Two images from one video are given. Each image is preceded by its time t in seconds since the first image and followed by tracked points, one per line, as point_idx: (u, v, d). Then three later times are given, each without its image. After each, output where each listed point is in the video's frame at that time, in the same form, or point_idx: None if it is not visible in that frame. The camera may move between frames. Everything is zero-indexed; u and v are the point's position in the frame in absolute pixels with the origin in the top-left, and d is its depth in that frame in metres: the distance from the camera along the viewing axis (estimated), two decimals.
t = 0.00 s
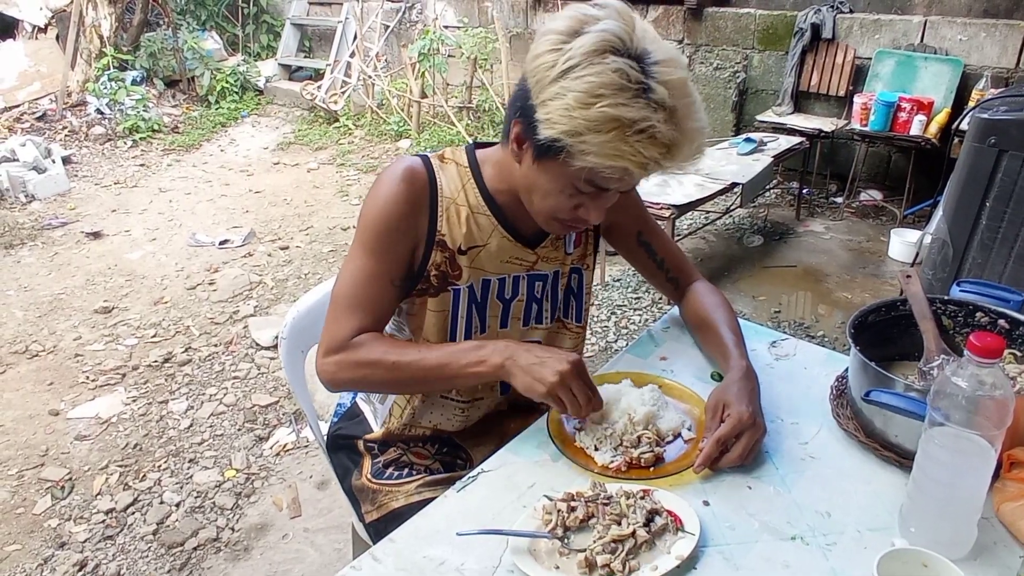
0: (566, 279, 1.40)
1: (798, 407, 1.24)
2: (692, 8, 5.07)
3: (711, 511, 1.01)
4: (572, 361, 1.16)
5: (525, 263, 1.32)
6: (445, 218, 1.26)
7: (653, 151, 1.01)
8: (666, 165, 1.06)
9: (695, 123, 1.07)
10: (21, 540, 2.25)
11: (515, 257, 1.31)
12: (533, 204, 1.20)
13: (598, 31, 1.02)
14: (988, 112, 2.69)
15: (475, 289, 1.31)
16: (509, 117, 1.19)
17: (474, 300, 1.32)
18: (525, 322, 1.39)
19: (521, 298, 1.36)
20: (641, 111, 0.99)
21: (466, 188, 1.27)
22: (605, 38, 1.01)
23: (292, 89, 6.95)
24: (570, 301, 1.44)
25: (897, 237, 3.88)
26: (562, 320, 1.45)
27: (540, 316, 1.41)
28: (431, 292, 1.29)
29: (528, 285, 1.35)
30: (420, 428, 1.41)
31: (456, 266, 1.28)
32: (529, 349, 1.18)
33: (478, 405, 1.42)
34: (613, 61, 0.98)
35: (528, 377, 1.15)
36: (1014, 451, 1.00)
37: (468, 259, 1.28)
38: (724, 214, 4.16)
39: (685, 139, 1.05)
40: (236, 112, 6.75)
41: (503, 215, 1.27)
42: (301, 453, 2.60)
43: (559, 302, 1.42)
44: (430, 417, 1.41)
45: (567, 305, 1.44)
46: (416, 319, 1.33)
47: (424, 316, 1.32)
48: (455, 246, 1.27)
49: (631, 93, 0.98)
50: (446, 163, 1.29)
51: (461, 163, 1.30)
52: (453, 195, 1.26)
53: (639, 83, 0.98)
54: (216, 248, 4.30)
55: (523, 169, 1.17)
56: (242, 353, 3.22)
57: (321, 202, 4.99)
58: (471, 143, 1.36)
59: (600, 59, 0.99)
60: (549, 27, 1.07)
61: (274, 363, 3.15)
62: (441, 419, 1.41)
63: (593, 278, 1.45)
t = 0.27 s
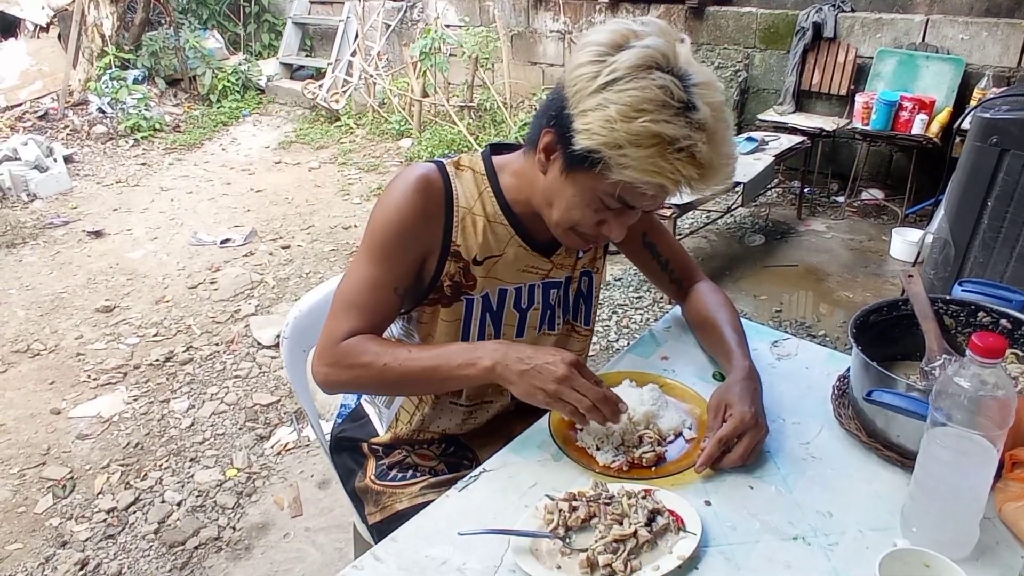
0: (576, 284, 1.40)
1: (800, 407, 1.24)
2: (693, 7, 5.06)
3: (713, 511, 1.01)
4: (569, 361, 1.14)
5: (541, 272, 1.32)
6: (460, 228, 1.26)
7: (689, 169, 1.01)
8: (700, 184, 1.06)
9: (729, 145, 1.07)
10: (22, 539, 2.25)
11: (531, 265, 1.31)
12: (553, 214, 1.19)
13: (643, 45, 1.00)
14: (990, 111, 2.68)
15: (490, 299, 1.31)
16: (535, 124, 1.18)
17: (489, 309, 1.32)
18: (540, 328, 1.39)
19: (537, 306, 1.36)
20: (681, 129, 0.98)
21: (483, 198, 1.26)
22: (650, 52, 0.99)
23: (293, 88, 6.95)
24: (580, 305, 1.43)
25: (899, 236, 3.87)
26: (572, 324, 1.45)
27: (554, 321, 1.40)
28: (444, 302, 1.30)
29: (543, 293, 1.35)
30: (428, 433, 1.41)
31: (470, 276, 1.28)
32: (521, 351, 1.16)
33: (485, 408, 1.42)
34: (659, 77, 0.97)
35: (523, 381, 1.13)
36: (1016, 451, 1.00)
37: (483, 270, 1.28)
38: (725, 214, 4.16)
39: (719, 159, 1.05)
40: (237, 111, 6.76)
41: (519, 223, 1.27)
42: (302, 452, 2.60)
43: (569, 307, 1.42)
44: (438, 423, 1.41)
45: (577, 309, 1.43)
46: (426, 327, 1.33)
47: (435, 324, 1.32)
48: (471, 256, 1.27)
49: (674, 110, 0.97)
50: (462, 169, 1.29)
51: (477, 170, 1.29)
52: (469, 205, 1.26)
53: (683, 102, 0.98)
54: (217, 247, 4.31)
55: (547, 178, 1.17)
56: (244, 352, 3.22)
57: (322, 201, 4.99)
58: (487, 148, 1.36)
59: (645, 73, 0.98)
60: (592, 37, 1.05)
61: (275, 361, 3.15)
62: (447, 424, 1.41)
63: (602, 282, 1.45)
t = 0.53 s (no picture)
0: (580, 288, 1.40)
1: (800, 408, 1.24)
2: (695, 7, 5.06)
3: (713, 511, 1.01)
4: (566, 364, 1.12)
5: (545, 277, 1.32)
6: (464, 235, 1.25)
7: (702, 190, 1.00)
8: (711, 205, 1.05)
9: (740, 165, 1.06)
10: (22, 537, 2.25)
11: (535, 271, 1.31)
12: (560, 224, 1.19)
13: (659, 63, 0.99)
14: (992, 113, 2.67)
15: (494, 305, 1.32)
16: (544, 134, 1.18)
17: (494, 314, 1.33)
18: (543, 332, 1.40)
19: (541, 311, 1.37)
20: (695, 150, 0.97)
21: (487, 203, 1.26)
22: (667, 71, 0.98)
23: (295, 88, 6.95)
24: (583, 308, 1.43)
25: (900, 238, 3.87)
26: (574, 326, 1.45)
27: (556, 326, 1.41)
28: (447, 308, 1.30)
29: (546, 297, 1.35)
30: (430, 435, 1.41)
31: (473, 283, 1.28)
32: (519, 354, 1.16)
33: (487, 410, 1.42)
34: (675, 97, 0.96)
35: (523, 385, 1.13)
36: (1017, 453, 1.00)
37: (487, 276, 1.28)
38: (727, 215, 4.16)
39: (730, 179, 1.05)
40: (239, 110, 6.76)
41: (524, 230, 1.27)
42: (303, 451, 2.60)
43: (572, 311, 1.42)
44: (440, 426, 1.41)
45: (580, 312, 1.44)
46: (428, 331, 1.33)
47: (438, 328, 1.32)
48: (474, 263, 1.27)
49: (688, 131, 0.96)
50: (466, 175, 1.28)
51: (482, 176, 1.29)
52: (473, 211, 1.25)
53: (698, 124, 0.97)
54: (218, 246, 4.31)
55: (554, 189, 1.16)
56: (245, 351, 3.22)
57: (324, 200, 4.99)
58: (492, 151, 1.35)
59: (661, 93, 0.97)
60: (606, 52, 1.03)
61: (276, 360, 3.15)
62: (450, 426, 1.41)
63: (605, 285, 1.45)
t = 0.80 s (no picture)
0: (579, 289, 1.39)
1: (802, 411, 1.24)
2: (699, 10, 5.06)
3: (714, 514, 1.01)
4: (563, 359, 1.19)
5: (542, 278, 1.32)
6: (461, 234, 1.25)
7: (682, 173, 1.00)
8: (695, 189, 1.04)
9: (727, 148, 1.05)
10: (22, 538, 2.25)
11: (533, 271, 1.30)
12: (549, 220, 1.19)
13: (636, 50, 1.00)
14: (996, 117, 2.67)
15: (490, 305, 1.31)
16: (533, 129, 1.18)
17: (491, 315, 1.32)
18: (541, 334, 1.39)
19: (539, 312, 1.36)
20: (673, 131, 0.97)
21: (484, 203, 1.25)
22: (643, 56, 0.99)
23: (297, 90, 6.95)
24: (582, 309, 1.43)
25: (902, 242, 3.87)
26: (573, 327, 1.44)
27: (554, 327, 1.40)
28: (444, 306, 1.30)
29: (544, 298, 1.35)
30: (429, 436, 1.41)
31: (470, 282, 1.28)
32: (519, 348, 1.21)
33: (486, 412, 1.42)
34: (650, 81, 0.96)
35: (523, 372, 1.17)
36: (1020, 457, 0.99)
37: (484, 276, 1.28)
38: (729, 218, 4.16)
39: (715, 163, 1.04)
40: (241, 112, 6.77)
41: (521, 229, 1.26)
42: (304, 453, 2.60)
43: (572, 312, 1.41)
44: (438, 428, 1.40)
45: (579, 313, 1.43)
46: (426, 331, 1.33)
47: (435, 328, 1.32)
48: (471, 262, 1.26)
49: (666, 113, 0.96)
50: (463, 174, 1.28)
51: (479, 175, 1.28)
52: (470, 210, 1.25)
53: (675, 105, 0.97)
54: (220, 247, 4.31)
55: (543, 185, 1.16)
56: (246, 353, 3.22)
57: (326, 202, 4.99)
58: (489, 151, 1.35)
59: (636, 77, 0.97)
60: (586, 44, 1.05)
61: (277, 362, 3.15)
62: (449, 429, 1.41)
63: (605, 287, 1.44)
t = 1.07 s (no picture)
0: (571, 286, 1.39)
1: (798, 411, 1.23)
2: (697, 10, 5.05)
3: (708, 514, 1.01)
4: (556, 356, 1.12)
5: (532, 272, 1.32)
6: (451, 229, 1.25)
7: (652, 128, 1.00)
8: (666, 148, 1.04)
9: (697, 108, 1.06)
10: (17, 538, 2.25)
11: (523, 266, 1.30)
12: (535, 203, 1.17)
13: (599, 16, 1.02)
14: (992, 116, 2.66)
15: (481, 299, 1.31)
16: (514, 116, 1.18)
17: (480, 308, 1.31)
18: (531, 329, 1.38)
19: (528, 307, 1.35)
20: (639, 84, 0.98)
21: (474, 197, 1.25)
22: (606, 21, 1.01)
23: (296, 89, 6.94)
24: (575, 307, 1.42)
25: (900, 241, 3.86)
26: (567, 325, 1.43)
27: (546, 324, 1.39)
28: (434, 301, 1.29)
29: (535, 294, 1.34)
30: (423, 434, 1.41)
31: (461, 276, 1.28)
32: (509, 346, 1.15)
33: (479, 411, 1.41)
34: (612, 40, 0.99)
35: (512, 375, 1.12)
36: (1014, 457, 0.99)
37: (473, 269, 1.28)
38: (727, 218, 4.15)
39: (684, 121, 1.05)
40: (239, 111, 6.76)
41: (510, 223, 1.26)
42: (300, 452, 2.59)
43: (565, 309, 1.41)
44: (432, 426, 1.40)
45: (572, 309, 1.42)
46: (417, 327, 1.33)
47: (426, 324, 1.32)
48: (461, 256, 1.26)
49: (630, 69, 0.98)
50: (453, 169, 1.27)
51: (469, 169, 1.28)
52: (460, 204, 1.25)
53: (638, 61, 0.98)
54: (217, 247, 4.31)
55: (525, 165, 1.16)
56: (243, 352, 3.21)
57: (323, 202, 4.99)
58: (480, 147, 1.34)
59: (599, 39, 1.00)
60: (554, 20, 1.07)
61: (274, 362, 3.14)
62: (442, 427, 1.41)
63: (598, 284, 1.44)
